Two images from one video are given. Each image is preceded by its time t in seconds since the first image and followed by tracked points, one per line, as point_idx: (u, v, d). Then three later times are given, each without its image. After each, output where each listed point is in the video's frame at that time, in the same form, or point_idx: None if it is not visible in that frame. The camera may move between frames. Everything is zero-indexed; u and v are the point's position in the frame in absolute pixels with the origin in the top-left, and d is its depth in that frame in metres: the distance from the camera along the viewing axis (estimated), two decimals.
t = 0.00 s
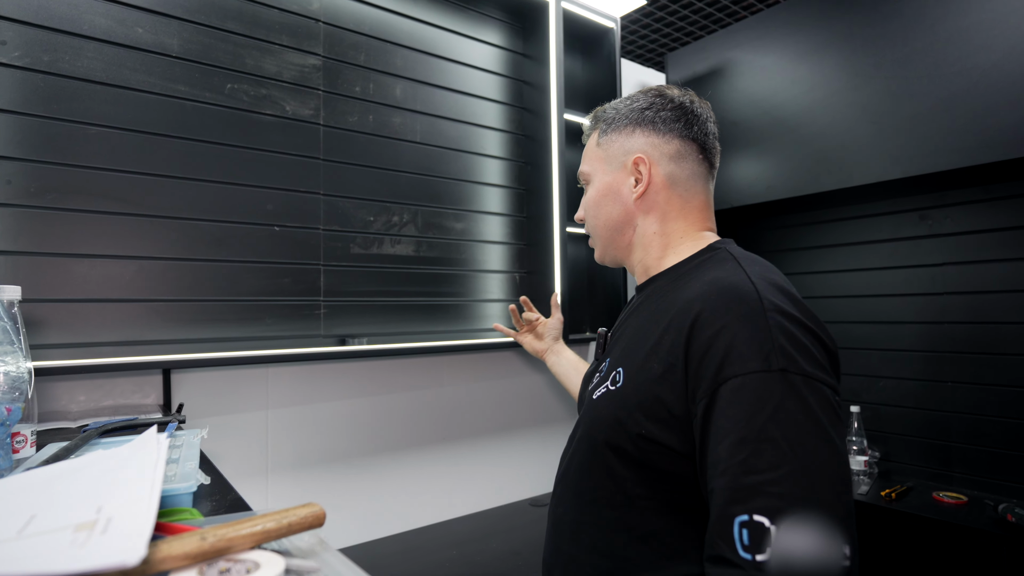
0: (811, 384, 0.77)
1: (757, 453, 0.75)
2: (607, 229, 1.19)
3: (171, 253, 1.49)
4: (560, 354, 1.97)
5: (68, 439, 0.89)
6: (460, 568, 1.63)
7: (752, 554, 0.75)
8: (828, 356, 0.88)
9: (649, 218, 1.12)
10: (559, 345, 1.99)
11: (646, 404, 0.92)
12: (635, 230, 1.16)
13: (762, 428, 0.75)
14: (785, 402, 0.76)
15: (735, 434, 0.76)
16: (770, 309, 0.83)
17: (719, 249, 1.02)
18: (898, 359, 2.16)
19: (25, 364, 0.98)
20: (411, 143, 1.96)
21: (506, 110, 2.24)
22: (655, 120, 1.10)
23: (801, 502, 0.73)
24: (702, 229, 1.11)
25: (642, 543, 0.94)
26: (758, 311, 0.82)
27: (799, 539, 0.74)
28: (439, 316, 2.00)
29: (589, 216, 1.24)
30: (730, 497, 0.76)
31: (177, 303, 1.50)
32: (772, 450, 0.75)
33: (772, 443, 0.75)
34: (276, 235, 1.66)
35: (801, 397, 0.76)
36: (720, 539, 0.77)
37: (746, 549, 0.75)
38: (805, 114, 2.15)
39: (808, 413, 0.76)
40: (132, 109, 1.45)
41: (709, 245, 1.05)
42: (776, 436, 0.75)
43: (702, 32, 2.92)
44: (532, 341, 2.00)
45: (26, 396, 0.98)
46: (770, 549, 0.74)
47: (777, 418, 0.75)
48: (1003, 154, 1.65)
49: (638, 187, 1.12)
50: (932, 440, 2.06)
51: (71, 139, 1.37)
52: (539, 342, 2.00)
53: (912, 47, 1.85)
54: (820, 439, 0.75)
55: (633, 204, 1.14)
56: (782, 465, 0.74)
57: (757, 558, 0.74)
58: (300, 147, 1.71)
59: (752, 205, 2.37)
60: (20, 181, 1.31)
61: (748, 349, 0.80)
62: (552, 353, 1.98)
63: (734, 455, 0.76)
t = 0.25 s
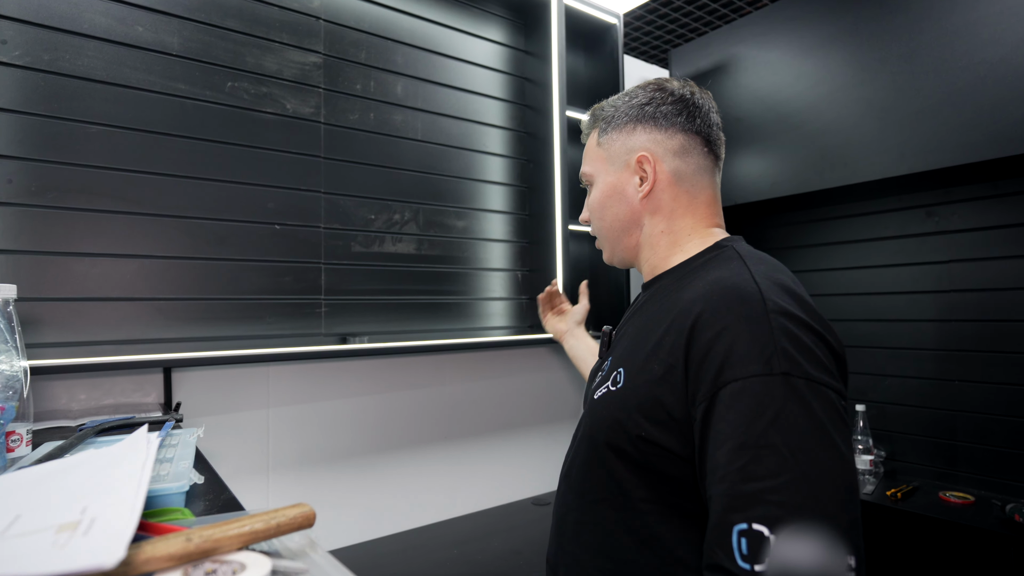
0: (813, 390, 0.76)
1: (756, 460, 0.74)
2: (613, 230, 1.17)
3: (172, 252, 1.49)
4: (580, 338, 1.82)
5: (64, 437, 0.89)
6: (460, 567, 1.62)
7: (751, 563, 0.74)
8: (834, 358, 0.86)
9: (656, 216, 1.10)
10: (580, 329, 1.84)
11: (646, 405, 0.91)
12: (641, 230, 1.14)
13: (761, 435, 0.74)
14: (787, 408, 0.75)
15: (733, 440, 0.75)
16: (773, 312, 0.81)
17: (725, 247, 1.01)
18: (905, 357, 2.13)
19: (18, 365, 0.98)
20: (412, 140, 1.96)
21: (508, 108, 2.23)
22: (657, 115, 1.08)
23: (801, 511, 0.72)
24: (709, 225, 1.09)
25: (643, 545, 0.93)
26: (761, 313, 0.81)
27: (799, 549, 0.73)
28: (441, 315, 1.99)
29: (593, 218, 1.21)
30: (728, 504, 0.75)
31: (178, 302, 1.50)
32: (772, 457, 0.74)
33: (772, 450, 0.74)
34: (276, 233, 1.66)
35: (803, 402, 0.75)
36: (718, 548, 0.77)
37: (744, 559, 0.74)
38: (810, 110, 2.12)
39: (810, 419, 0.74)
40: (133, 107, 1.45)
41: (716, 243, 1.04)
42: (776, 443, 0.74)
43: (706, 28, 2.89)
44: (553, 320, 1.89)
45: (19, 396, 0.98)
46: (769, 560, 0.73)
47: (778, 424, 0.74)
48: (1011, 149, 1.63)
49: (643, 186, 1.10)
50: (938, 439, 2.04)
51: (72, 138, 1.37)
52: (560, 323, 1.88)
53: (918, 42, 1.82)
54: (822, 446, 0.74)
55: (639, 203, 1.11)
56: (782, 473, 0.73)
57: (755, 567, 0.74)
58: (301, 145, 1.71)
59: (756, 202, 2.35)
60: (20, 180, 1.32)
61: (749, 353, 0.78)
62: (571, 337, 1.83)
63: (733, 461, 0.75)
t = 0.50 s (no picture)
0: (818, 399, 0.74)
1: (756, 468, 0.73)
2: (622, 220, 1.14)
3: (169, 251, 1.49)
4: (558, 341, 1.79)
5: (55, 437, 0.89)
6: (459, 567, 1.61)
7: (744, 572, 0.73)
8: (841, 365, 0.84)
9: (668, 207, 1.08)
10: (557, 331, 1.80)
11: (646, 406, 0.89)
12: (650, 221, 1.12)
13: (763, 443, 0.73)
14: (789, 417, 0.73)
15: (733, 447, 0.74)
16: (781, 316, 0.79)
17: (734, 246, 0.99)
18: (908, 357, 2.11)
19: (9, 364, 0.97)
20: (411, 139, 1.95)
21: (508, 106, 2.22)
22: (672, 103, 1.06)
23: (799, 524, 0.71)
24: (719, 218, 1.09)
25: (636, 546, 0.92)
26: (770, 317, 0.78)
27: (795, 561, 0.71)
28: (439, 314, 1.98)
29: (599, 209, 1.18)
30: (726, 513, 0.74)
31: (175, 301, 1.50)
32: (772, 466, 0.72)
33: (772, 459, 0.72)
34: (274, 232, 1.65)
35: (807, 411, 0.73)
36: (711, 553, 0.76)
37: (738, 567, 0.73)
38: (812, 108, 2.11)
39: (813, 429, 0.73)
40: (129, 106, 1.45)
41: (725, 240, 1.03)
42: (777, 453, 0.72)
43: (707, 26, 2.88)
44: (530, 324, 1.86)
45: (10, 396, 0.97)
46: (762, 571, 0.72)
47: (779, 434, 0.73)
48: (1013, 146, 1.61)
49: (656, 175, 1.08)
50: (941, 439, 2.03)
51: (68, 136, 1.37)
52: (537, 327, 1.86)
53: (921, 38, 1.81)
54: (824, 458, 0.73)
55: (650, 193, 1.09)
56: (782, 483, 0.71)
57: None
58: (298, 144, 1.70)
59: (758, 201, 2.33)
60: (17, 179, 1.31)
61: (755, 357, 0.76)
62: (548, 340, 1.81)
63: (732, 469, 0.74)
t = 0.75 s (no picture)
0: (837, 398, 0.73)
1: (781, 472, 0.71)
2: (627, 205, 1.12)
3: (166, 250, 1.49)
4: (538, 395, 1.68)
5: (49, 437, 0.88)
6: (457, 567, 1.61)
7: None
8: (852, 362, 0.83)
9: (676, 199, 1.07)
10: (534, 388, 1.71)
11: (657, 411, 0.87)
12: (655, 211, 1.10)
13: (787, 444, 0.71)
14: (812, 417, 0.72)
15: (757, 450, 0.72)
16: (794, 314, 0.78)
17: (735, 243, 0.98)
18: (911, 356, 2.10)
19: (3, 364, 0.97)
20: (410, 137, 1.94)
21: (508, 104, 2.22)
22: (700, 94, 1.04)
23: (827, 526, 0.69)
24: (722, 217, 1.08)
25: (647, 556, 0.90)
26: (784, 316, 0.77)
27: (821, 563, 0.70)
28: (439, 313, 1.97)
29: (605, 191, 1.16)
30: (751, 518, 0.72)
31: (173, 300, 1.50)
32: (797, 468, 0.70)
33: (797, 461, 0.70)
34: (272, 231, 1.65)
35: (828, 411, 0.72)
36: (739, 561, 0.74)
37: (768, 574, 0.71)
38: (814, 105, 2.09)
39: (834, 429, 0.72)
40: (127, 105, 1.44)
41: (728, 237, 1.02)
42: (802, 455, 0.71)
43: (709, 22, 2.86)
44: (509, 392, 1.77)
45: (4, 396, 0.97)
46: None
47: (804, 435, 0.71)
48: (1016, 143, 1.59)
49: (670, 165, 1.06)
50: (943, 439, 2.01)
51: (65, 136, 1.37)
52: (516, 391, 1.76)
53: (924, 34, 1.79)
54: (846, 458, 0.71)
55: (661, 182, 1.07)
56: (808, 485, 0.70)
57: None
58: (297, 142, 1.70)
59: (759, 198, 2.32)
60: (15, 178, 1.31)
61: (772, 357, 0.75)
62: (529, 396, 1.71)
63: (757, 473, 0.72)
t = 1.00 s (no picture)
0: (856, 387, 0.72)
1: (804, 462, 0.69)
2: (624, 220, 1.09)
3: (165, 250, 1.48)
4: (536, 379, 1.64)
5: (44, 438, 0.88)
6: (456, 569, 1.60)
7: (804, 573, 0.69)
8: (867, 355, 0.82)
9: (675, 210, 1.06)
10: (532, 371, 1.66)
11: (672, 410, 0.86)
12: (655, 222, 1.08)
13: (810, 435, 0.70)
14: (832, 406, 0.70)
15: (779, 441, 0.71)
16: (808, 305, 0.77)
17: (739, 242, 0.99)
18: (914, 358, 2.09)
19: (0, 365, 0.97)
20: (410, 138, 1.94)
21: (509, 104, 2.21)
22: (685, 103, 1.04)
23: (854, 515, 0.68)
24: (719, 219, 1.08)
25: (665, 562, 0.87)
26: (798, 307, 0.77)
27: (850, 555, 0.68)
28: (438, 314, 1.97)
29: (596, 206, 1.12)
30: (777, 511, 0.70)
31: (171, 300, 1.49)
32: (821, 458, 0.69)
33: (820, 451, 0.69)
34: (272, 231, 1.64)
35: (847, 400, 0.71)
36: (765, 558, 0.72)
37: (797, 568, 0.69)
38: (816, 106, 2.08)
39: (855, 418, 0.70)
40: (126, 105, 1.44)
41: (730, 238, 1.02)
42: (826, 444, 0.69)
43: (711, 22, 2.85)
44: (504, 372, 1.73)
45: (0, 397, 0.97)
46: (823, 568, 0.68)
47: (825, 424, 0.70)
48: (1018, 144, 1.58)
49: (666, 176, 1.04)
50: (945, 441, 2.00)
51: (64, 136, 1.37)
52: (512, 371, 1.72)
53: (926, 34, 1.78)
54: (869, 447, 0.70)
55: (658, 194, 1.05)
56: (833, 475, 0.68)
57: None
58: (296, 143, 1.69)
59: (761, 199, 2.31)
60: (14, 178, 1.31)
61: (790, 348, 0.74)
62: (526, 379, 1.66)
63: (780, 465, 0.70)
